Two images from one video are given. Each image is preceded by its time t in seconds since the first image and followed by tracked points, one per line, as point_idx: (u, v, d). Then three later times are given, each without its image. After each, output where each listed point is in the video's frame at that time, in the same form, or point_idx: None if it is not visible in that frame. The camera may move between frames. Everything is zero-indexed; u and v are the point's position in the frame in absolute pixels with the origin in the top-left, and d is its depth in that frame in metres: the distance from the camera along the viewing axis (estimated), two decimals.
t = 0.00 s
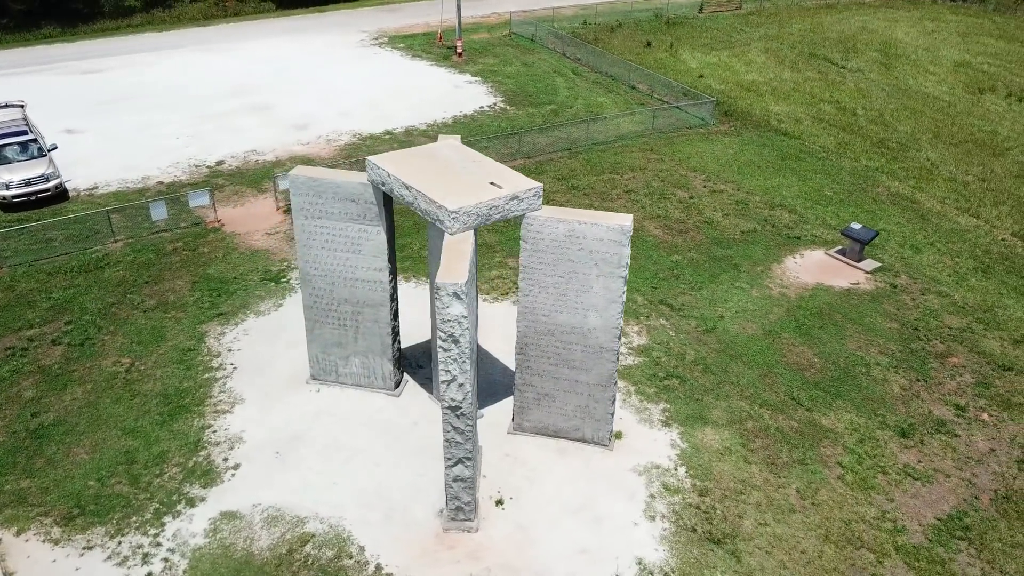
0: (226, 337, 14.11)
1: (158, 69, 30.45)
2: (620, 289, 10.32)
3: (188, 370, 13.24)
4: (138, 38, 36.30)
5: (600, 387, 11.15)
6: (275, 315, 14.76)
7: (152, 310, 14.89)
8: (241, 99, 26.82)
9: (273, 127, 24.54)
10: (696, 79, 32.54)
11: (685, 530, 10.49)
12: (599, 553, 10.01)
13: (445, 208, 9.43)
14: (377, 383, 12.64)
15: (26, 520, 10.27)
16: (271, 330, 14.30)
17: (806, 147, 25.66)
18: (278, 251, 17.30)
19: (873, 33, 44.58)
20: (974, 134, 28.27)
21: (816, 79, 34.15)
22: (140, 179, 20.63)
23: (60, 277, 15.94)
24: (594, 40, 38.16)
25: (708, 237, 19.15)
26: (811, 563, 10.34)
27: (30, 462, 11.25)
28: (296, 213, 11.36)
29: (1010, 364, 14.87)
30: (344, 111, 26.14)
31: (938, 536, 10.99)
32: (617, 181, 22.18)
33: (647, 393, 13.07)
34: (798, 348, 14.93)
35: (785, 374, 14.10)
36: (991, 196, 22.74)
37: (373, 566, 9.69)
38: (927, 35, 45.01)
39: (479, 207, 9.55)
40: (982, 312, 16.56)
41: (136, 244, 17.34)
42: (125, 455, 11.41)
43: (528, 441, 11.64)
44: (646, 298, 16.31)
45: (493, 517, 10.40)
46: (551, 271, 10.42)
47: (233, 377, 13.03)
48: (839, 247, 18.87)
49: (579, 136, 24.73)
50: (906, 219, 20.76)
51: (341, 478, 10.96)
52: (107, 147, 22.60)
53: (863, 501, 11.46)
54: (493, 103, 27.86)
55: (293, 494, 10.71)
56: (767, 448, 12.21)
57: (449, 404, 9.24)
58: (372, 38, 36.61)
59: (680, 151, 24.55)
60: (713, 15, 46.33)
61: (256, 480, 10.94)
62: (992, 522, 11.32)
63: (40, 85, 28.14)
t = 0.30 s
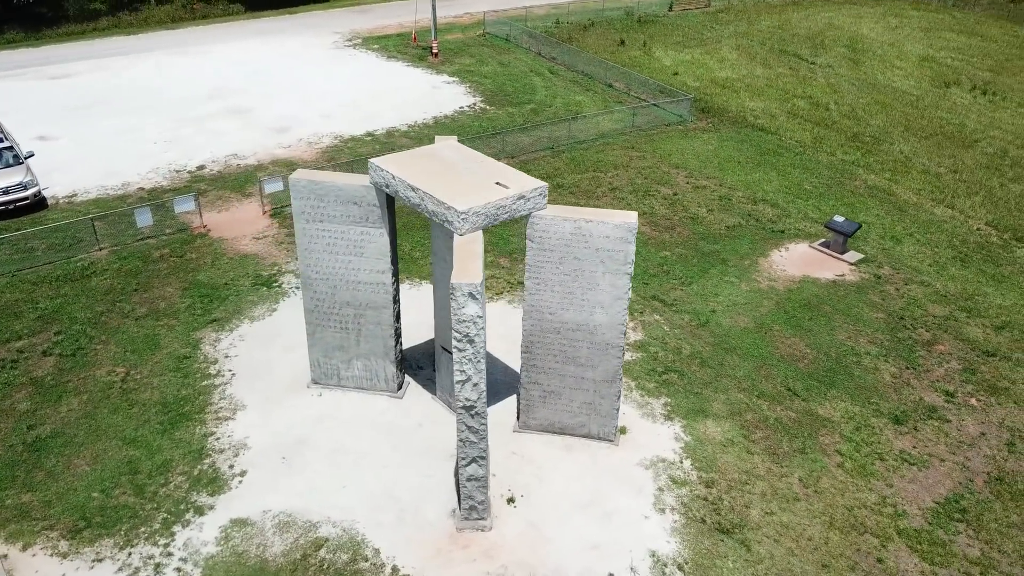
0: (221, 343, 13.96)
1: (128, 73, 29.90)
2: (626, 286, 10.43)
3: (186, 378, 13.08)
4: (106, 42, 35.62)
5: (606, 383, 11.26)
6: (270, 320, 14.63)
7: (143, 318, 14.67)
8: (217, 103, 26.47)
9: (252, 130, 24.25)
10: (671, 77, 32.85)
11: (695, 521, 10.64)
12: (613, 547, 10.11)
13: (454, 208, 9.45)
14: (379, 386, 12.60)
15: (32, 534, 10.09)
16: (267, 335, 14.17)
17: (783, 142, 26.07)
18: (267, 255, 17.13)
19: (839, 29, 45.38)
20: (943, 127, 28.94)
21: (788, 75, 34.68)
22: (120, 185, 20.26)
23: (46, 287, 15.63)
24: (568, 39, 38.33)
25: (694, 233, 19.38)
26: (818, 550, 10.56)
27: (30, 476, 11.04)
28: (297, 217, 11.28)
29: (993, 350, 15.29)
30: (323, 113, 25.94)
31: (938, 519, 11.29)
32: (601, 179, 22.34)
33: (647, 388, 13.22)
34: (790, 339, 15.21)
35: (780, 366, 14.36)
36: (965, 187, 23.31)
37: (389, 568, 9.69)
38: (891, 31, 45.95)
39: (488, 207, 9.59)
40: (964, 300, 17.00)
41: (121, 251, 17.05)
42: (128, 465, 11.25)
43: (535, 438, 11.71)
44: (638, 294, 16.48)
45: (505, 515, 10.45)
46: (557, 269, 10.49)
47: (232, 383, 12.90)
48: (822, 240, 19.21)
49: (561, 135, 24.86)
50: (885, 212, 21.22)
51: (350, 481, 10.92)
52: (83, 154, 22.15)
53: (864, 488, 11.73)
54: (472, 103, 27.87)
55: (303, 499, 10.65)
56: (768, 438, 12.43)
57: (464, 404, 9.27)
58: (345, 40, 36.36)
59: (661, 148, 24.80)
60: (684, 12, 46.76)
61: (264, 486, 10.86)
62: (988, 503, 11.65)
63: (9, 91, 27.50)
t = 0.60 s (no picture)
0: (218, 349, 13.83)
1: (102, 78, 29.38)
2: (631, 283, 10.53)
3: (184, 384, 12.94)
4: (77, 46, 34.98)
5: (610, 380, 11.36)
6: (266, 325, 14.52)
7: (136, 325, 14.47)
8: (197, 107, 26.12)
9: (234, 133, 23.98)
10: (649, 75, 33.10)
11: (703, 513, 10.79)
12: (624, 542, 10.22)
13: (463, 209, 9.48)
14: (382, 388, 12.59)
15: (37, 547, 9.94)
16: (264, 340, 14.07)
17: (763, 138, 26.42)
18: (258, 259, 16.96)
19: (810, 26, 46.04)
20: (916, 121, 29.52)
21: (763, 72, 35.13)
22: (102, 191, 19.92)
23: (33, 296, 15.35)
24: (545, 39, 38.43)
25: (683, 229, 19.58)
26: (824, 537, 10.76)
27: (31, 488, 10.86)
28: (298, 220, 11.23)
29: (979, 338, 15.66)
30: (305, 116, 25.73)
31: (936, 504, 11.55)
32: (587, 177, 22.47)
33: (647, 383, 13.35)
34: (783, 332, 15.45)
35: (774, 358, 14.59)
36: (941, 179, 23.82)
37: (405, 569, 9.70)
38: (860, 27, 46.74)
39: (496, 207, 9.62)
40: (947, 290, 17.39)
41: (108, 258, 16.79)
42: (131, 474, 11.12)
43: (540, 436, 11.78)
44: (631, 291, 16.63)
45: (516, 512, 10.51)
46: (562, 267, 10.56)
47: (232, 389, 12.79)
48: (808, 234, 19.52)
49: (545, 134, 24.95)
50: (866, 205, 21.62)
51: (359, 483, 10.91)
52: (62, 160, 21.76)
53: (863, 476, 11.97)
54: (454, 104, 27.84)
55: (313, 503, 10.62)
56: (768, 430, 12.63)
57: (477, 403, 9.30)
58: (322, 41, 36.09)
59: (644, 146, 24.99)
60: (657, 11, 47.07)
61: (272, 491, 10.80)
62: (983, 487, 11.95)
63: None
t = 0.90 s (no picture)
0: (215, 354, 13.70)
1: (75, 82, 28.85)
2: (636, 279, 10.65)
3: (183, 391, 12.79)
4: (46, 49, 34.32)
5: (615, 375, 11.47)
6: (262, 329, 14.42)
7: (129, 332, 14.27)
8: (175, 110, 25.78)
9: (215, 137, 23.71)
10: (627, 73, 33.34)
11: (711, 505, 10.94)
12: (636, 535, 10.32)
13: (471, 209, 9.53)
14: (384, 389, 12.58)
15: (45, 560, 9.79)
16: (261, 345, 13.96)
17: (742, 134, 26.76)
18: (249, 263, 16.82)
19: (780, 22, 46.69)
20: (890, 115, 30.09)
21: (738, 69, 35.57)
22: (84, 198, 19.59)
23: (21, 305, 15.07)
24: (522, 38, 38.49)
25: (671, 225, 19.78)
26: (828, 525, 10.97)
27: (33, 500, 10.69)
28: (301, 223, 11.18)
29: (964, 326, 16.04)
30: (286, 118, 25.52)
31: (934, 489, 11.82)
32: (573, 176, 22.59)
33: (647, 378, 13.49)
34: (776, 325, 15.69)
35: (769, 351, 14.82)
36: (917, 172, 24.33)
37: (420, 570, 9.71)
38: (829, 23, 47.50)
39: (504, 207, 9.68)
40: (931, 280, 17.78)
41: (95, 265, 16.52)
42: (136, 483, 10.99)
43: (546, 433, 11.86)
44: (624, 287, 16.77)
45: (528, 510, 10.57)
46: (568, 265, 10.64)
47: (232, 395, 12.68)
48: (793, 228, 19.83)
49: (528, 133, 25.02)
50: (847, 198, 22.02)
51: (368, 486, 10.90)
52: (40, 167, 21.36)
53: (862, 464, 12.20)
54: (435, 104, 27.79)
55: (323, 506, 10.59)
56: (768, 421, 12.84)
57: (491, 402, 9.35)
58: (297, 42, 35.79)
59: (627, 144, 25.19)
60: (630, 9, 47.36)
61: (281, 496, 10.75)
62: (977, 471, 12.25)
63: None
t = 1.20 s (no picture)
0: (208, 361, 13.54)
1: (41, 87, 28.20)
2: (636, 275, 10.78)
3: (178, 400, 12.62)
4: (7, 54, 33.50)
5: (615, 371, 11.60)
6: (255, 335, 14.28)
7: (118, 342, 14.02)
8: (148, 115, 25.36)
9: (191, 141, 23.37)
10: (600, 71, 33.56)
11: (714, 495, 11.11)
12: (644, 528, 10.45)
13: (476, 209, 9.58)
14: (384, 392, 12.55)
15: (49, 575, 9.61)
16: (255, 350, 13.83)
17: (718, 129, 27.12)
18: (235, 268, 16.64)
19: (746, 19, 47.33)
20: (858, 110, 30.70)
21: (708, 65, 36.01)
22: (60, 206, 19.18)
23: (3, 317, 14.71)
24: (494, 37, 38.52)
25: (654, 221, 19.99)
26: (828, 510, 11.21)
27: (32, 514, 10.48)
28: (299, 227, 11.13)
29: (943, 313, 16.47)
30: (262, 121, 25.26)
31: (926, 472, 12.13)
32: (554, 174, 22.70)
33: (643, 372, 13.65)
34: (763, 317, 15.96)
35: (759, 342, 15.07)
36: (888, 164, 24.89)
37: (433, 570, 9.72)
38: (794, 20, 48.27)
39: (508, 205, 9.75)
40: (909, 269, 18.22)
41: (77, 274, 16.19)
42: (136, 494, 10.83)
43: (548, 430, 11.94)
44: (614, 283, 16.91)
45: (536, 506, 10.65)
46: (569, 263, 10.73)
47: (229, 401, 12.55)
48: (773, 221, 20.16)
49: (507, 133, 25.08)
50: (823, 192, 22.44)
51: (375, 488, 10.88)
52: (12, 174, 20.90)
53: (856, 450, 12.48)
54: (412, 104, 27.71)
55: (330, 510, 10.54)
56: (762, 411, 13.07)
57: (500, 400, 9.41)
58: (267, 44, 35.39)
59: (605, 142, 25.37)
60: (599, 7, 47.62)
61: (287, 502, 10.68)
62: (966, 454, 12.59)
63: None
